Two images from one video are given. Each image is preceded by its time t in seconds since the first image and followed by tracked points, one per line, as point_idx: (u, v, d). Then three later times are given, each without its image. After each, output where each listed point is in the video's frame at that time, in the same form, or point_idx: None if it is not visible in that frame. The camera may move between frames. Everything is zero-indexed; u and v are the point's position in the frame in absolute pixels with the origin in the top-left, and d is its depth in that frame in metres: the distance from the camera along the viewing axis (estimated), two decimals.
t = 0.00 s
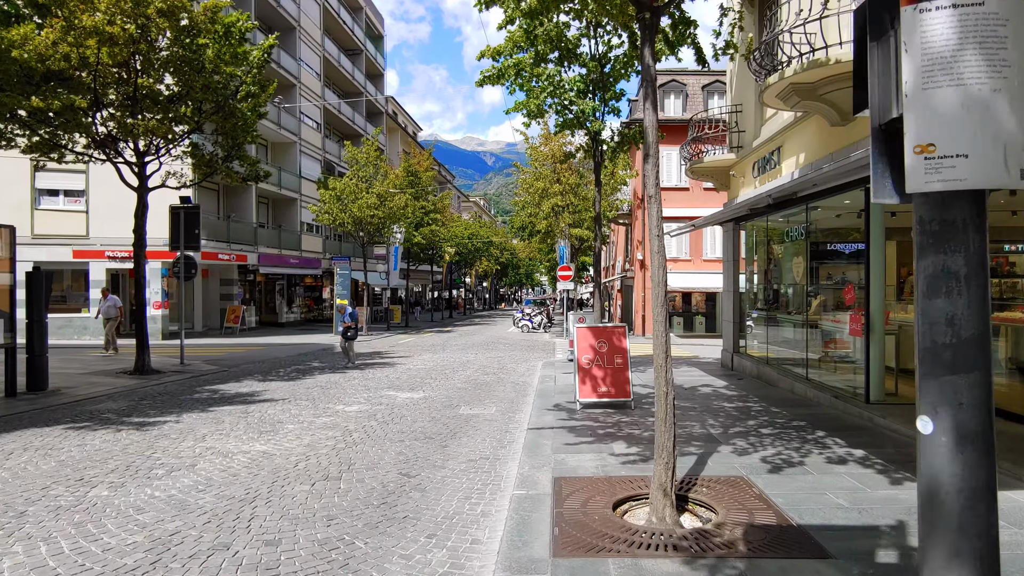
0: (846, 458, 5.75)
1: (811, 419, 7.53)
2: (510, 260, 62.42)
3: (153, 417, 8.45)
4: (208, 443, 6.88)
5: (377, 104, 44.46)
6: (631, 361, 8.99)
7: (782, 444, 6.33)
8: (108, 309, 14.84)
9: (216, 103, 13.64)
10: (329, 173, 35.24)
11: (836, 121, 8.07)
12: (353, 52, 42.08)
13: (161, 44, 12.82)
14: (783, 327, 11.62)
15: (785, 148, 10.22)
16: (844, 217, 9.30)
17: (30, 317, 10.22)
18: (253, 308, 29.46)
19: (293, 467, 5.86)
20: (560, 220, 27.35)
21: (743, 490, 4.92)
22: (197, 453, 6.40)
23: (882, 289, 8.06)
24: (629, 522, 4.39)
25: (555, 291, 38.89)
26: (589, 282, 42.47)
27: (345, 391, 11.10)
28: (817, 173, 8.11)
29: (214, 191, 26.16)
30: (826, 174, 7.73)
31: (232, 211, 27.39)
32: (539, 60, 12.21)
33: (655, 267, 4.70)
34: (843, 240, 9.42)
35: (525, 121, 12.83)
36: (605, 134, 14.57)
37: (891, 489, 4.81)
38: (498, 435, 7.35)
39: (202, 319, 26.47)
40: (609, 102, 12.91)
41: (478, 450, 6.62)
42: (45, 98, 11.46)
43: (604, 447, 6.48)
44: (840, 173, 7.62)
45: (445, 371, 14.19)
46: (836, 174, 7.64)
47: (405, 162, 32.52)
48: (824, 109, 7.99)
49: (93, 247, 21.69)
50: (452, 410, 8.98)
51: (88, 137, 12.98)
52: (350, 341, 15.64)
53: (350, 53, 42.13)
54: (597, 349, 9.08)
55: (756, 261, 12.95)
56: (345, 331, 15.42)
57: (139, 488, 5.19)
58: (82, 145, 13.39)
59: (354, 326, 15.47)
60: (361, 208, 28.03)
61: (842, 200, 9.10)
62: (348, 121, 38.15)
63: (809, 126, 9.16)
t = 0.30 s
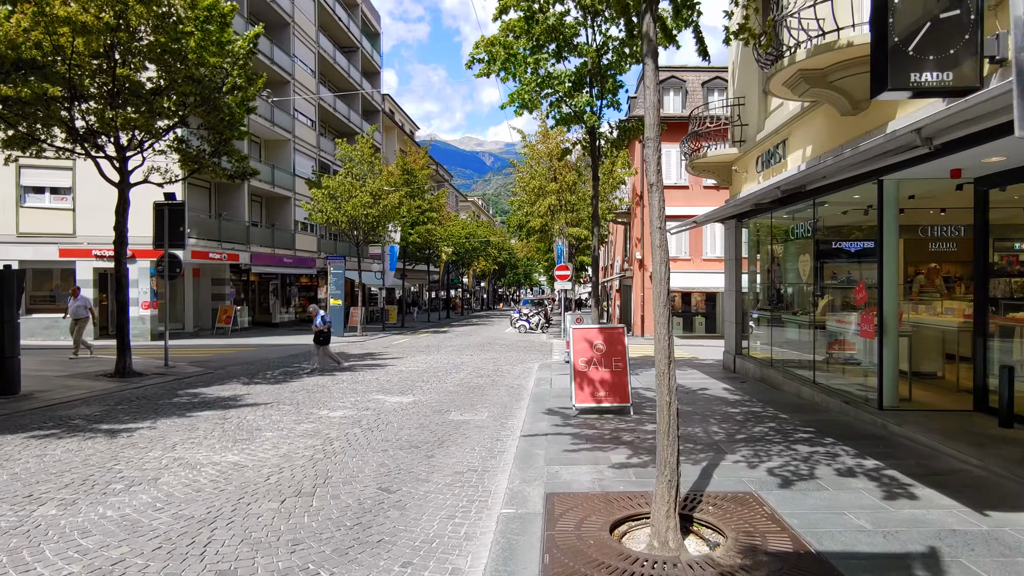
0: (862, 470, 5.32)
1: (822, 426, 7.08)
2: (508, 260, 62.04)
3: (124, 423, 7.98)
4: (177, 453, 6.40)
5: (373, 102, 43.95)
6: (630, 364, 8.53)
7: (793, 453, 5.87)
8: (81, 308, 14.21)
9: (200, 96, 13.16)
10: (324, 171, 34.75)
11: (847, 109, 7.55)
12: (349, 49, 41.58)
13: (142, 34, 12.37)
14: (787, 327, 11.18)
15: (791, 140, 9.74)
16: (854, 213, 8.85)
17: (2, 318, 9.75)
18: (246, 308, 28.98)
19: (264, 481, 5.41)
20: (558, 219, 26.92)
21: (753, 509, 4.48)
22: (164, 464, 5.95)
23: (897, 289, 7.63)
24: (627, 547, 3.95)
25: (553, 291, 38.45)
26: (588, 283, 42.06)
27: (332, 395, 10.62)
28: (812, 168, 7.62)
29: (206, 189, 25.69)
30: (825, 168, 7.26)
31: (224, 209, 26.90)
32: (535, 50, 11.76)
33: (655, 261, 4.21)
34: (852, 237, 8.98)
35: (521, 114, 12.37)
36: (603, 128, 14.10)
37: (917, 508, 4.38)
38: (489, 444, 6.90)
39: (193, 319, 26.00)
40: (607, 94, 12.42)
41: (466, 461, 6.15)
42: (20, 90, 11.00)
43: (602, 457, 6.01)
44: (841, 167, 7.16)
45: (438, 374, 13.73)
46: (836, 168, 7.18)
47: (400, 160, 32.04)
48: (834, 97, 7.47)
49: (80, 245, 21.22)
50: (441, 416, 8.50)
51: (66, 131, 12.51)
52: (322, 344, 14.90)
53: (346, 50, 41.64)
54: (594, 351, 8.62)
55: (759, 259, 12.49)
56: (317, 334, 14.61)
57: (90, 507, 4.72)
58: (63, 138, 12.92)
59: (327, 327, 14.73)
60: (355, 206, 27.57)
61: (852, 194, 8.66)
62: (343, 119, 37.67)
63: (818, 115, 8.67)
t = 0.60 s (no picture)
0: (887, 484, 4.92)
1: (838, 435, 6.66)
2: (506, 260, 61.73)
3: (98, 431, 7.54)
4: (148, 465, 5.96)
5: (371, 101, 43.51)
6: (633, 367, 8.08)
7: (811, 464, 5.44)
8: (45, 310, 13.50)
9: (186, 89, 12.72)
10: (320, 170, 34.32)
11: (862, 100, 7.14)
12: (346, 47, 41.14)
13: (126, 25, 11.93)
14: (796, 329, 10.74)
15: (800, 134, 9.33)
16: (866, 210, 8.45)
17: None
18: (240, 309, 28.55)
19: (239, 497, 4.98)
20: (557, 218, 26.54)
21: (772, 531, 4.06)
22: (132, 478, 5.51)
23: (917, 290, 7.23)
24: None
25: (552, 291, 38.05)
26: (587, 283, 41.68)
27: (322, 399, 10.19)
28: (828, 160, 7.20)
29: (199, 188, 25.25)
30: (843, 159, 6.83)
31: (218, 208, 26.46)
32: (532, 42, 11.34)
33: (664, 258, 3.80)
34: (864, 235, 8.60)
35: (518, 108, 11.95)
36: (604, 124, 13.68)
37: (954, 531, 3.97)
38: (483, 454, 6.47)
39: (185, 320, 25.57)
40: (607, 87, 12.01)
41: (459, 474, 5.72)
42: None
43: (604, 469, 5.58)
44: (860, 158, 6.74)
45: (433, 376, 13.31)
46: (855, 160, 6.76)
47: (397, 159, 31.64)
48: (849, 86, 7.04)
49: (70, 245, 20.79)
50: (434, 423, 8.06)
51: (47, 127, 12.08)
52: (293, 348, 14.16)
53: (343, 48, 41.23)
54: (595, 354, 8.16)
55: (765, 259, 12.06)
56: (286, 338, 13.85)
57: (43, 528, 4.29)
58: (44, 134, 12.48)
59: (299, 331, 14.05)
60: (352, 206, 27.15)
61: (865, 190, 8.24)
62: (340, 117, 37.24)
63: (830, 106, 8.25)
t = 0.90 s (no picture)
0: (920, 503, 4.50)
1: (859, 446, 6.24)
2: (505, 261, 61.36)
3: (73, 439, 7.12)
4: (119, 479, 5.53)
5: (369, 99, 43.08)
6: (638, 373, 7.66)
7: (834, 480, 5.02)
8: (9, 310, 13.02)
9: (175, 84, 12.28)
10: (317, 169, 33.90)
11: (882, 88, 6.72)
12: (344, 45, 40.69)
13: (113, 17, 11.53)
14: (806, 332, 10.32)
15: (812, 127, 8.93)
16: (882, 207, 8.04)
17: None
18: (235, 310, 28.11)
19: (213, 517, 4.57)
20: (557, 218, 26.14)
21: (799, 559, 3.65)
22: (100, 495, 5.09)
23: (939, 292, 6.82)
24: None
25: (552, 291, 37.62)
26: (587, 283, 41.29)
27: (313, 405, 9.76)
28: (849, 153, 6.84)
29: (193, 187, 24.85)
30: (866, 150, 6.47)
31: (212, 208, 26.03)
32: (533, 32, 10.98)
33: (680, 254, 3.40)
34: (881, 234, 8.17)
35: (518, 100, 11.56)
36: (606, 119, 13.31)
37: (1003, 560, 3.57)
38: (480, 466, 6.05)
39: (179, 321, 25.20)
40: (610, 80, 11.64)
41: (453, 490, 5.30)
42: None
43: (611, 485, 5.16)
44: (885, 150, 6.39)
45: (430, 380, 12.89)
46: (880, 152, 6.41)
47: (395, 158, 31.22)
48: (868, 73, 6.63)
49: (60, 245, 20.38)
50: (428, 431, 7.63)
51: (29, 121, 11.63)
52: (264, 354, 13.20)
53: (341, 46, 40.78)
54: (598, 359, 7.75)
55: (773, 259, 11.63)
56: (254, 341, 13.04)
57: None
58: (26, 129, 12.04)
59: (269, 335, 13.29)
60: (350, 206, 26.71)
61: (880, 186, 7.84)
62: (337, 116, 36.84)
63: (846, 98, 7.85)
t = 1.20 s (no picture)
0: (958, 524, 4.09)
1: (881, 457, 5.82)
2: (504, 261, 60.99)
3: (42, 448, 6.68)
4: (83, 494, 5.10)
5: (367, 98, 42.67)
6: (642, 376, 7.25)
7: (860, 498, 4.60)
8: None
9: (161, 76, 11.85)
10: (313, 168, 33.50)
11: (904, 75, 6.30)
12: (341, 43, 40.27)
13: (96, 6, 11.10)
14: (817, 334, 9.88)
15: (824, 120, 8.51)
16: (899, 203, 7.64)
17: None
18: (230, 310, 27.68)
19: (178, 539, 4.15)
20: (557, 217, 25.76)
21: None
22: (58, 512, 4.66)
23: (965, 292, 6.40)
24: None
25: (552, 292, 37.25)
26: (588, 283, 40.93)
27: (302, 410, 9.34)
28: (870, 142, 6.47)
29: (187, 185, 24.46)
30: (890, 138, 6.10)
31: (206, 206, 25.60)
32: (532, 20, 10.62)
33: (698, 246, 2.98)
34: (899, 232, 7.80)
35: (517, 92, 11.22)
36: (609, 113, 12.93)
37: None
38: (474, 479, 5.63)
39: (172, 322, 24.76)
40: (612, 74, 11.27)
41: (444, 506, 4.87)
42: None
43: (616, 502, 4.75)
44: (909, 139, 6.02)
45: (426, 383, 12.47)
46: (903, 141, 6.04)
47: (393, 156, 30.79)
48: (889, 60, 6.21)
49: (49, 244, 19.96)
50: (421, 439, 7.21)
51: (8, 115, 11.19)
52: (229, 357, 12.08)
53: (338, 44, 40.35)
54: (600, 363, 7.32)
55: (782, 258, 11.20)
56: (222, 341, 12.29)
57: None
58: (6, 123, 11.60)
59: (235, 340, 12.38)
60: (346, 205, 26.28)
61: (899, 180, 7.42)
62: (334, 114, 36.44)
63: (861, 87, 7.45)
